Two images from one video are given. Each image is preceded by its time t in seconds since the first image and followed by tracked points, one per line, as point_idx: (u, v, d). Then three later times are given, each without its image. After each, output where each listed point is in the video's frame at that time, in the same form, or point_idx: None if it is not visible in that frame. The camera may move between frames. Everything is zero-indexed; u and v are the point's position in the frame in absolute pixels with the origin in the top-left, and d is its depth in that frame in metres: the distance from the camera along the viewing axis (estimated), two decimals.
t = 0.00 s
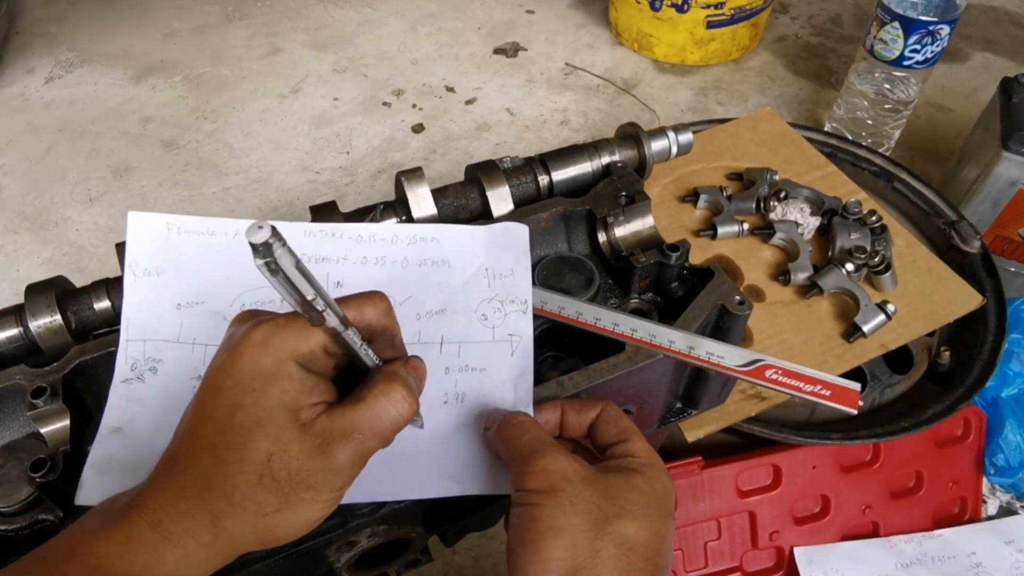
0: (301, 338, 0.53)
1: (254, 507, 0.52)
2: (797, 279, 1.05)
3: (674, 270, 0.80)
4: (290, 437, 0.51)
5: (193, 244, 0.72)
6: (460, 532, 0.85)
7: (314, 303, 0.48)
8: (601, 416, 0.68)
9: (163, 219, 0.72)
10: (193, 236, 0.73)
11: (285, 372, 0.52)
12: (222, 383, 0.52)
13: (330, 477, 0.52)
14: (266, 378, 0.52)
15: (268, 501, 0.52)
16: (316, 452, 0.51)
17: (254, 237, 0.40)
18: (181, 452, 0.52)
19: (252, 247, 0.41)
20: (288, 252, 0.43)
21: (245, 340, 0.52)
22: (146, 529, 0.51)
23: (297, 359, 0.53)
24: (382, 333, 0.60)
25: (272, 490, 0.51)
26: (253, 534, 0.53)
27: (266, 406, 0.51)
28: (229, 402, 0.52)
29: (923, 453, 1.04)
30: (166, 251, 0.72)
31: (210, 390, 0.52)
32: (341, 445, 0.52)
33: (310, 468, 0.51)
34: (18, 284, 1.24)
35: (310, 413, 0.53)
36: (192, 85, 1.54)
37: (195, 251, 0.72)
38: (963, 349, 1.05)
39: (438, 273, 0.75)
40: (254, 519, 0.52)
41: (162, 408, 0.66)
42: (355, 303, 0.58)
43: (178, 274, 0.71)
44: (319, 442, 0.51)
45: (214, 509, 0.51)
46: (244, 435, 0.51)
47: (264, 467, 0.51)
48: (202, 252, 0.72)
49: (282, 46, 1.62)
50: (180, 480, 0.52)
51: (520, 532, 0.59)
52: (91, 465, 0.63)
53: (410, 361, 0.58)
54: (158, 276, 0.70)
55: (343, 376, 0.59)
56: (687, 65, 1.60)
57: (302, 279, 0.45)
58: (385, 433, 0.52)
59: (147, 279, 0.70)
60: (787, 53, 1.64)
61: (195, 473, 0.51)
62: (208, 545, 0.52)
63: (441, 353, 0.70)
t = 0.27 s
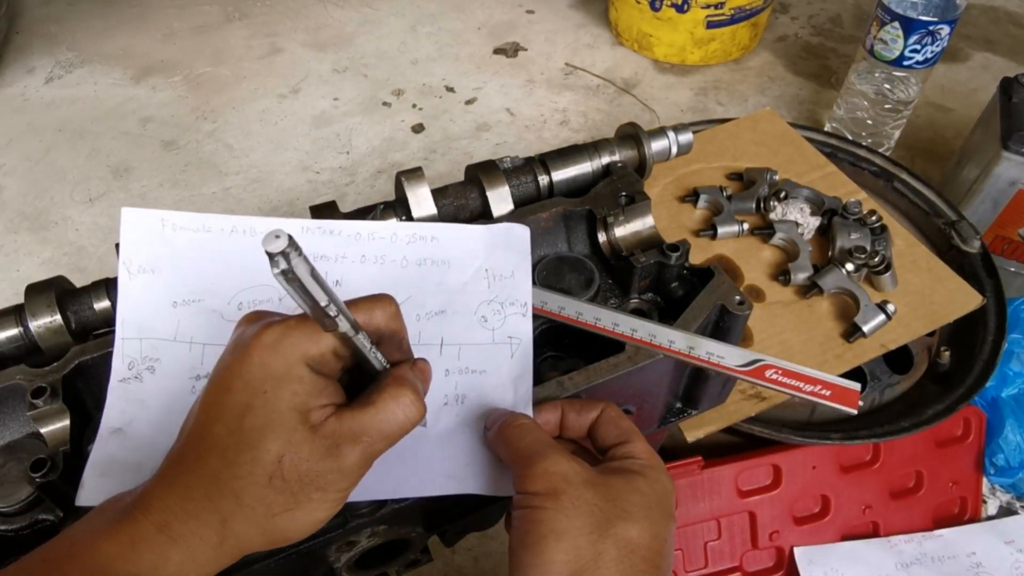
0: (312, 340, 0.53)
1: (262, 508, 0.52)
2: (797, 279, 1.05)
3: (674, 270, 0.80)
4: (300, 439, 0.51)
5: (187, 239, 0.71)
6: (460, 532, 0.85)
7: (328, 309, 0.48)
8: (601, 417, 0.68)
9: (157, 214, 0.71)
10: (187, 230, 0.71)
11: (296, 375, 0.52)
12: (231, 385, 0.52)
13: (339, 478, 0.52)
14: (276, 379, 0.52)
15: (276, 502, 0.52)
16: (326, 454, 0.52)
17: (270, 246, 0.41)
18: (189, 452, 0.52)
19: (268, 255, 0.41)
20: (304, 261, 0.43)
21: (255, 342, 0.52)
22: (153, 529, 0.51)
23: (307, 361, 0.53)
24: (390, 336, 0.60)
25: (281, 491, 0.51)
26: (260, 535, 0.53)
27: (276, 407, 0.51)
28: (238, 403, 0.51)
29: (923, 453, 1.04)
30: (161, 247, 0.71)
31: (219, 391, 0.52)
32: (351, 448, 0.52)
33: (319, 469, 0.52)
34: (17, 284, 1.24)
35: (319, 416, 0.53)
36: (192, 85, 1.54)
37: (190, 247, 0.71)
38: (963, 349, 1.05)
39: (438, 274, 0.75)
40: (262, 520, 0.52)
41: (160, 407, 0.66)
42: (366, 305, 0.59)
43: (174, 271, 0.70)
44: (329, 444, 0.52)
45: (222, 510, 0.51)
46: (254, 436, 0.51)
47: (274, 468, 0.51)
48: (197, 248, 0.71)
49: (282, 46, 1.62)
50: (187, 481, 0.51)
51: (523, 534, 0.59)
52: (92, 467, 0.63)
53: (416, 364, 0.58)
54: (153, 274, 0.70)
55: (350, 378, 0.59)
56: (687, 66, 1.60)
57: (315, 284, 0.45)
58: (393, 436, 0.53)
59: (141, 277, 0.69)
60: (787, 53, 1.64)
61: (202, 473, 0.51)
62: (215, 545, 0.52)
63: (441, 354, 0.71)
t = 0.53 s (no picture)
0: (311, 337, 0.53)
1: (262, 504, 0.51)
2: (797, 279, 1.05)
3: (674, 270, 0.80)
4: (299, 434, 0.51)
5: (187, 239, 0.71)
6: (460, 532, 0.85)
7: (326, 304, 0.48)
8: (601, 417, 0.68)
9: (156, 213, 0.71)
10: (187, 230, 0.71)
11: (295, 371, 0.52)
12: (230, 381, 0.52)
13: (339, 474, 0.52)
14: (276, 376, 0.52)
15: (276, 497, 0.52)
16: (325, 450, 0.52)
17: (269, 238, 0.41)
18: (189, 449, 0.52)
19: (266, 247, 0.41)
20: (302, 252, 0.43)
21: (254, 338, 0.53)
22: (154, 527, 0.51)
23: (306, 357, 0.53)
24: (389, 334, 0.60)
25: (280, 487, 0.51)
26: (260, 532, 0.53)
27: (276, 403, 0.52)
28: (238, 399, 0.52)
29: (923, 453, 1.04)
30: (161, 246, 0.71)
31: (218, 389, 0.52)
32: (351, 444, 0.52)
33: (320, 464, 0.52)
34: (17, 285, 1.24)
35: (319, 411, 0.53)
36: (192, 85, 1.54)
37: (190, 247, 0.71)
38: (963, 349, 1.05)
39: (438, 274, 0.75)
40: (262, 516, 0.52)
41: (161, 408, 0.66)
42: (364, 302, 0.59)
43: (174, 271, 0.70)
44: (329, 440, 0.52)
45: (222, 506, 0.51)
46: (253, 432, 0.51)
47: (274, 464, 0.51)
48: (197, 248, 0.71)
49: (282, 46, 1.62)
50: (187, 478, 0.51)
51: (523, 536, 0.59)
52: (93, 466, 0.63)
53: (416, 361, 0.58)
54: (152, 273, 0.70)
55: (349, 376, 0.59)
56: (687, 66, 1.60)
57: (314, 278, 0.45)
58: (393, 432, 0.53)
59: (141, 277, 0.69)
60: (787, 53, 1.64)
61: (202, 470, 0.51)
62: (215, 542, 0.52)
63: (441, 354, 0.71)
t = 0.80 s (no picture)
0: (302, 336, 0.53)
1: (257, 505, 0.51)
2: (797, 279, 1.05)
3: (675, 269, 0.80)
4: (292, 434, 0.51)
5: (191, 242, 0.72)
6: (460, 532, 0.85)
7: (313, 302, 0.48)
8: (601, 417, 0.68)
9: (161, 218, 0.72)
10: (192, 234, 0.72)
11: (286, 370, 0.52)
12: (223, 382, 0.52)
13: (333, 472, 0.52)
14: (267, 376, 0.52)
15: (271, 498, 0.52)
16: (318, 449, 0.51)
17: (249, 238, 0.41)
18: (184, 451, 0.52)
19: (247, 248, 0.41)
20: (283, 252, 0.43)
21: (245, 339, 0.53)
22: (150, 529, 0.51)
23: (298, 357, 0.53)
24: (382, 331, 0.60)
25: (275, 488, 0.51)
26: (256, 532, 0.52)
27: (268, 403, 0.52)
28: (231, 400, 0.52)
29: (923, 453, 1.04)
30: (164, 249, 0.71)
31: (212, 390, 0.52)
32: (344, 443, 0.52)
33: (314, 464, 0.51)
34: (17, 284, 1.24)
35: (312, 411, 0.53)
36: (192, 85, 1.54)
37: (194, 250, 0.72)
38: (963, 349, 1.05)
39: (438, 274, 0.75)
40: (257, 517, 0.52)
41: (162, 409, 0.66)
42: (356, 300, 0.58)
43: (177, 273, 0.70)
44: (321, 439, 0.51)
45: (218, 507, 0.51)
46: (247, 433, 0.51)
47: (267, 464, 0.51)
48: (201, 252, 0.72)
49: (282, 46, 1.62)
50: (182, 480, 0.51)
51: (523, 536, 0.59)
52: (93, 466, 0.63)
53: (411, 359, 0.58)
54: (157, 276, 0.70)
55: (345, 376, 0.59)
56: (687, 66, 1.60)
57: (300, 279, 0.45)
58: (385, 431, 0.52)
59: (145, 280, 0.70)
60: (787, 53, 1.64)
61: (197, 471, 0.51)
62: (211, 543, 0.52)
63: (441, 353, 0.71)
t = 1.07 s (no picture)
0: (303, 336, 0.53)
1: (259, 504, 0.51)
2: (797, 279, 1.05)
3: (675, 270, 0.80)
4: (293, 433, 0.51)
5: (190, 242, 0.72)
6: (460, 532, 0.85)
7: (312, 303, 0.49)
8: (601, 417, 0.68)
9: (161, 218, 0.72)
10: (190, 234, 0.72)
11: (287, 369, 0.52)
12: (224, 382, 0.52)
13: (335, 471, 0.52)
14: (268, 375, 0.52)
15: (273, 497, 0.52)
16: (319, 448, 0.51)
17: (247, 240, 0.41)
18: (185, 451, 0.52)
19: (245, 250, 0.41)
20: (282, 254, 0.43)
21: (246, 339, 0.52)
22: (151, 528, 0.51)
23: (298, 356, 0.53)
24: (382, 330, 0.60)
25: (277, 486, 0.51)
26: (258, 532, 0.53)
27: (269, 403, 0.52)
28: (231, 400, 0.52)
29: (922, 453, 1.04)
30: (163, 249, 0.71)
31: (213, 390, 0.52)
32: (345, 441, 0.52)
33: (317, 462, 0.52)
34: (17, 284, 1.24)
35: (313, 410, 0.53)
36: (192, 85, 1.54)
37: (193, 250, 0.71)
38: (963, 349, 1.05)
39: (438, 274, 0.75)
40: (259, 516, 0.52)
41: (161, 408, 0.66)
42: (356, 299, 0.58)
43: (176, 273, 0.70)
44: (322, 438, 0.52)
45: (219, 507, 0.51)
46: (249, 432, 0.51)
47: (269, 464, 0.51)
48: (201, 251, 0.72)
49: (282, 46, 1.62)
50: (183, 480, 0.51)
51: (523, 536, 0.59)
52: (93, 467, 0.63)
53: (412, 358, 0.58)
54: (156, 276, 0.70)
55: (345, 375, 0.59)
56: (687, 66, 1.60)
57: (298, 280, 0.45)
58: (386, 429, 0.52)
59: (145, 279, 0.70)
60: (787, 53, 1.64)
61: (198, 471, 0.51)
62: (213, 543, 0.52)
63: (440, 353, 0.70)
